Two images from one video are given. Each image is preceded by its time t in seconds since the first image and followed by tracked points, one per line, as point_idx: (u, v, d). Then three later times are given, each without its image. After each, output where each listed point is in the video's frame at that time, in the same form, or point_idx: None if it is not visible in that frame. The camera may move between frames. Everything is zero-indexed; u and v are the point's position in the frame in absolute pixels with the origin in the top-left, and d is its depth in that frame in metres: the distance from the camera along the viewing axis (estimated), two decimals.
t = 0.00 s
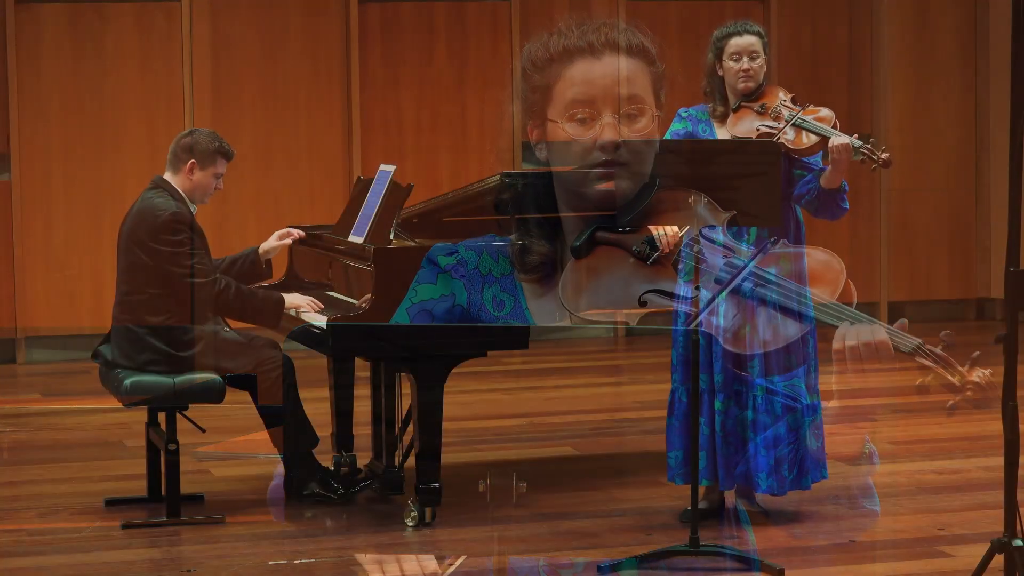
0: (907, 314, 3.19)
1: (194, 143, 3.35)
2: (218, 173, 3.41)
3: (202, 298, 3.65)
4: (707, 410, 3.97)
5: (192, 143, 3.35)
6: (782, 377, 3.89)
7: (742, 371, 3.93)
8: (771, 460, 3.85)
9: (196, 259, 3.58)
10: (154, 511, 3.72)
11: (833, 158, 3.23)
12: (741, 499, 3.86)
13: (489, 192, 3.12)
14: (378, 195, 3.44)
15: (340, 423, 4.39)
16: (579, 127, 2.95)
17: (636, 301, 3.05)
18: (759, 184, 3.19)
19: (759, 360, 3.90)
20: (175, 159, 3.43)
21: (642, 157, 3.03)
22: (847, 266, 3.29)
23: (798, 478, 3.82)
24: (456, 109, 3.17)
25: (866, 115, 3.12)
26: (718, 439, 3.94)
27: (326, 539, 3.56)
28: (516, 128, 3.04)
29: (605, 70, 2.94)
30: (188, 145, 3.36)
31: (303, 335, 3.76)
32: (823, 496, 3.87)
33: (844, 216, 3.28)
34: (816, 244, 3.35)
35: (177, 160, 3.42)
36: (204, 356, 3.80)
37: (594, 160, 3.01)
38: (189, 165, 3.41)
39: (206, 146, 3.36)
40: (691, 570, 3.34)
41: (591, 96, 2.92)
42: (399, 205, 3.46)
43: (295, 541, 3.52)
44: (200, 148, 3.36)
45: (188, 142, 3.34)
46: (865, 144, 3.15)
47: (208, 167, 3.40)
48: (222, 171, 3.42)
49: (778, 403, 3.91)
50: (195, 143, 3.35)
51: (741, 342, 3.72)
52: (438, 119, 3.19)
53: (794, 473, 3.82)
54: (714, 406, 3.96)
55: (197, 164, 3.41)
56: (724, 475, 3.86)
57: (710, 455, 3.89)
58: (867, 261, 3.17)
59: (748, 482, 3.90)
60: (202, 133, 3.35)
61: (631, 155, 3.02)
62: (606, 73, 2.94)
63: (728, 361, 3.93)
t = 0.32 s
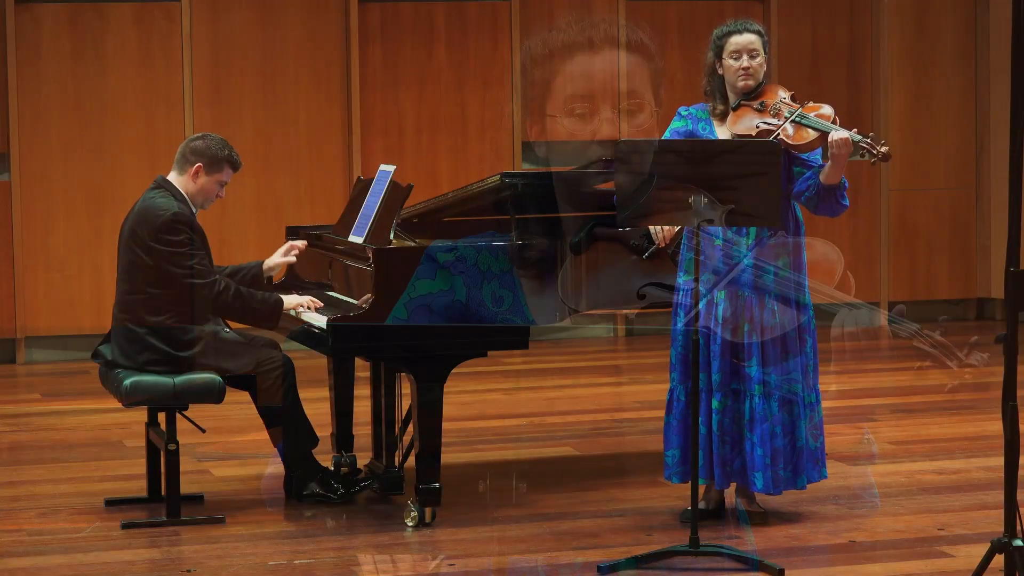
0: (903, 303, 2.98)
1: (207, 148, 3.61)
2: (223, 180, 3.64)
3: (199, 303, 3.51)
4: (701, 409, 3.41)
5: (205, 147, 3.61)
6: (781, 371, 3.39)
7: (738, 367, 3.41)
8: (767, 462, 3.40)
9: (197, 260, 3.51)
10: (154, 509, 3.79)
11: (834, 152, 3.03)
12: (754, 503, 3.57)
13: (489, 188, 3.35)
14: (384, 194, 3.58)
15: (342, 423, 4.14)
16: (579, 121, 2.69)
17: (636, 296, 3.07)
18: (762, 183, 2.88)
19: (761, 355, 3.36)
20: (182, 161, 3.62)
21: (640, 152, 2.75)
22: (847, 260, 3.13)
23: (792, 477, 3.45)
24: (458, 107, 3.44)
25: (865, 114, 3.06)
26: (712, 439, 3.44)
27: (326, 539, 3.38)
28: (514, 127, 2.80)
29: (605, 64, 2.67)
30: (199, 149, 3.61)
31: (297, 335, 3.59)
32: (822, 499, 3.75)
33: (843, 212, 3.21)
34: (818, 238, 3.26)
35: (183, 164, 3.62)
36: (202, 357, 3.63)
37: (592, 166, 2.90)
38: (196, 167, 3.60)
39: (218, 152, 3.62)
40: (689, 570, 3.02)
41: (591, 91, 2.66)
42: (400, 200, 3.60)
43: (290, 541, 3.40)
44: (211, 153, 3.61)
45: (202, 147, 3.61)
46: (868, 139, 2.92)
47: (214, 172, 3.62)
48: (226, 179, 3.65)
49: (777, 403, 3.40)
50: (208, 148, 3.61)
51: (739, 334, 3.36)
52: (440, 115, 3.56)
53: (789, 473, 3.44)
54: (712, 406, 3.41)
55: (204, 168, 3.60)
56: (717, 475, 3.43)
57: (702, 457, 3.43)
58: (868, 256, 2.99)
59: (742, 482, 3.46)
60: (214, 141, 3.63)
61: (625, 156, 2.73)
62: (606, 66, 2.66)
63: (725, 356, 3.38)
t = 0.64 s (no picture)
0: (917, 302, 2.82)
1: (211, 151, 3.57)
2: (225, 185, 3.63)
3: (200, 302, 3.53)
4: (700, 409, 3.31)
5: (209, 151, 3.57)
6: (780, 370, 3.27)
7: (738, 366, 3.31)
8: (765, 463, 3.27)
9: (196, 262, 3.53)
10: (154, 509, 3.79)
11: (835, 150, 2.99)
12: (755, 503, 3.54)
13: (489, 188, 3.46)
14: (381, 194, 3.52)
15: (342, 423, 4.04)
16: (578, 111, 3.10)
17: (636, 290, 3.71)
18: (763, 185, 2.78)
19: (760, 353, 3.26)
20: (186, 162, 3.61)
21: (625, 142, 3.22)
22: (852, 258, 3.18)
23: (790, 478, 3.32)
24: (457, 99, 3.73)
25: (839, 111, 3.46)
26: (711, 439, 3.32)
27: (326, 539, 3.35)
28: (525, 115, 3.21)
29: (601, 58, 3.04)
30: (204, 152, 3.57)
31: (297, 333, 3.53)
32: (822, 499, 3.76)
33: (844, 210, 3.09)
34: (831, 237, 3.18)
35: (188, 164, 3.60)
36: (203, 357, 3.55)
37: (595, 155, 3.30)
38: (198, 169, 3.59)
39: (221, 157, 3.58)
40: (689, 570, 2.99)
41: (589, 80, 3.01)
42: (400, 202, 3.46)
43: (289, 541, 3.37)
44: (214, 158, 3.58)
45: (206, 150, 3.57)
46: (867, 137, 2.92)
47: (216, 176, 3.61)
48: (228, 184, 3.64)
49: (776, 403, 3.27)
50: (212, 152, 3.57)
51: (739, 332, 3.27)
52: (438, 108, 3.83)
53: (787, 473, 3.31)
54: (710, 405, 3.30)
55: (207, 171, 3.59)
56: (716, 475, 3.32)
57: (702, 456, 3.33)
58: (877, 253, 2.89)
59: (741, 483, 3.34)
60: (219, 144, 3.59)
61: (621, 157, 2.74)
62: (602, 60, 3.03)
63: (725, 355, 3.28)
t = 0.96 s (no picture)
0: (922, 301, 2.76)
1: (211, 151, 3.57)
2: (225, 184, 3.63)
3: (200, 302, 3.52)
4: (700, 408, 3.30)
5: (208, 150, 3.57)
6: (780, 370, 3.26)
7: (738, 366, 3.30)
8: (766, 463, 3.24)
9: (196, 261, 3.52)
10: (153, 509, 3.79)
11: (836, 147, 2.95)
12: (755, 503, 3.54)
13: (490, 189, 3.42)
14: (381, 194, 3.51)
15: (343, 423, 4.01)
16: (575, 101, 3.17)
17: (641, 293, 3.87)
18: (763, 185, 2.75)
19: (760, 352, 3.25)
20: (186, 161, 3.60)
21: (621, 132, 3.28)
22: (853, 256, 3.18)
23: (791, 479, 3.30)
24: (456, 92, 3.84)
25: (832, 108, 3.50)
26: (711, 438, 3.30)
27: (326, 539, 3.34)
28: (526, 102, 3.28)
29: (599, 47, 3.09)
30: (203, 152, 3.57)
31: (298, 335, 3.55)
32: (822, 498, 3.76)
33: (844, 209, 3.07)
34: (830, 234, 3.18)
35: (188, 163, 3.60)
36: (203, 357, 3.54)
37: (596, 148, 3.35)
38: (198, 169, 3.59)
39: (221, 156, 3.58)
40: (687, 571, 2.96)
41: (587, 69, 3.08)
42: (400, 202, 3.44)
43: (289, 541, 3.37)
44: (214, 157, 3.57)
45: (205, 150, 3.56)
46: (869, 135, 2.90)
47: (216, 176, 3.61)
48: (228, 183, 3.64)
49: (777, 402, 3.26)
50: (211, 152, 3.57)
51: (738, 333, 3.28)
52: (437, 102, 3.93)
53: (788, 474, 3.29)
54: (711, 405, 3.29)
55: (206, 170, 3.59)
56: (716, 475, 3.30)
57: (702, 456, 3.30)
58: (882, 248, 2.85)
59: (741, 483, 3.32)
60: (219, 143, 3.58)
61: (621, 156, 2.77)
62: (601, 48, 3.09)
63: (724, 354, 3.28)
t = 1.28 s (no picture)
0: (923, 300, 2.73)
1: (203, 146, 3.56)
2: (222, 176, 3.63)
3: (200, 302, 3.52)
4: (700, 408, 3.29)
5: (201, 146, 3.56)
6: (780, 371, 3.26)
7: (738, 366, 3.29)
8: (767, 463, 3.24)
9: (196, 261, 3.52)
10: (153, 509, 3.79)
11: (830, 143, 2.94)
12: (755, 503, 3.54)
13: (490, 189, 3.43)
14: (381, 193, 3.51)
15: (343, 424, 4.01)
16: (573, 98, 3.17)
17: (644, 298, 3.90)
18: (763, 185, 2.75)
19: (761, 352, 3.25)
20: (180, 160, 3.60)
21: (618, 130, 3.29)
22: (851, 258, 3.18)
23: (792, 479, 3.30)
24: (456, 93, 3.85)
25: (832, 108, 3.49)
26: (712, 438, 3.30)
27: (326, 540, 3.34)
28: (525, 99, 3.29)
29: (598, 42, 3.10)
30: (196, 149, 3.57)
31: (298, 334, 3.55)
32: (822, 499, 3.76)
33: (841, 207, 3.06)
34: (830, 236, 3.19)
35: (182, 161, 3.60)
36: (203, 357, 3.53)
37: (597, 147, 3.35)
38: (193, 167, 3.58)
39: (213, 150, 3.57)
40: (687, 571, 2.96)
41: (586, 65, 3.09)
42: (400, 202, 3.43)
43: (289, 541, 3.37)
44: (207, 152, 3.57)
45: (197, 146, 3.56)
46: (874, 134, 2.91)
47: (212, 170, 3.61)
48: (224, 175, 3.64)
49: (778, 402, 3.25)
50: (203, 147, 3.56)
51: (738, 333, 3.28)
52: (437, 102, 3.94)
53: (789, 474, 3.29)
54: (711, 405, 3.28)
55: (201, 166, 3.59)
56: (716, 475, 3.29)
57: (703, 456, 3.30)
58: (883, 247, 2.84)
59: (741, 483, 3.31)
60: (209, 137, 3.58)
61: (621, 156, 2.76)
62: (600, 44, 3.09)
63: (725, 353, 3.27)
